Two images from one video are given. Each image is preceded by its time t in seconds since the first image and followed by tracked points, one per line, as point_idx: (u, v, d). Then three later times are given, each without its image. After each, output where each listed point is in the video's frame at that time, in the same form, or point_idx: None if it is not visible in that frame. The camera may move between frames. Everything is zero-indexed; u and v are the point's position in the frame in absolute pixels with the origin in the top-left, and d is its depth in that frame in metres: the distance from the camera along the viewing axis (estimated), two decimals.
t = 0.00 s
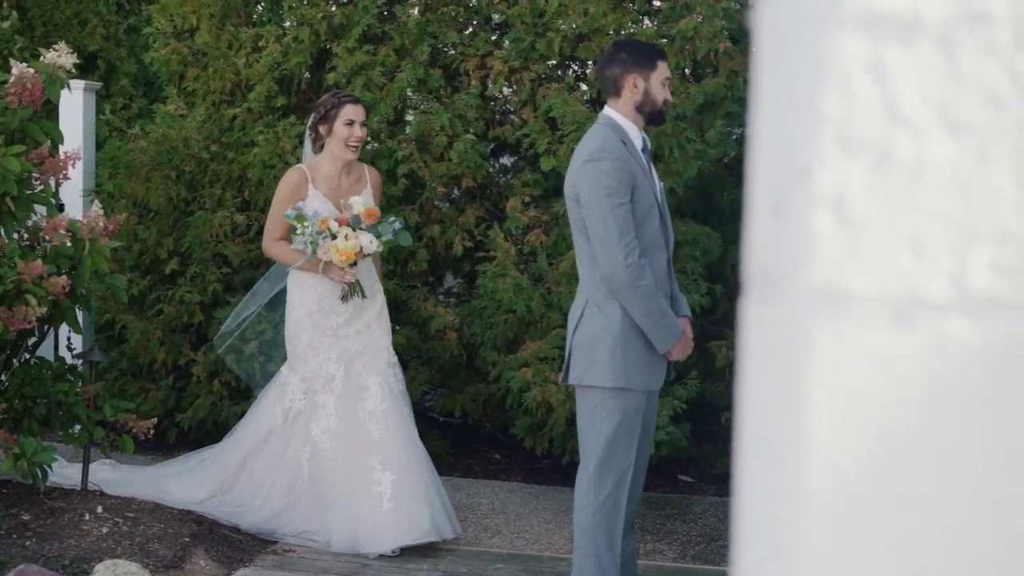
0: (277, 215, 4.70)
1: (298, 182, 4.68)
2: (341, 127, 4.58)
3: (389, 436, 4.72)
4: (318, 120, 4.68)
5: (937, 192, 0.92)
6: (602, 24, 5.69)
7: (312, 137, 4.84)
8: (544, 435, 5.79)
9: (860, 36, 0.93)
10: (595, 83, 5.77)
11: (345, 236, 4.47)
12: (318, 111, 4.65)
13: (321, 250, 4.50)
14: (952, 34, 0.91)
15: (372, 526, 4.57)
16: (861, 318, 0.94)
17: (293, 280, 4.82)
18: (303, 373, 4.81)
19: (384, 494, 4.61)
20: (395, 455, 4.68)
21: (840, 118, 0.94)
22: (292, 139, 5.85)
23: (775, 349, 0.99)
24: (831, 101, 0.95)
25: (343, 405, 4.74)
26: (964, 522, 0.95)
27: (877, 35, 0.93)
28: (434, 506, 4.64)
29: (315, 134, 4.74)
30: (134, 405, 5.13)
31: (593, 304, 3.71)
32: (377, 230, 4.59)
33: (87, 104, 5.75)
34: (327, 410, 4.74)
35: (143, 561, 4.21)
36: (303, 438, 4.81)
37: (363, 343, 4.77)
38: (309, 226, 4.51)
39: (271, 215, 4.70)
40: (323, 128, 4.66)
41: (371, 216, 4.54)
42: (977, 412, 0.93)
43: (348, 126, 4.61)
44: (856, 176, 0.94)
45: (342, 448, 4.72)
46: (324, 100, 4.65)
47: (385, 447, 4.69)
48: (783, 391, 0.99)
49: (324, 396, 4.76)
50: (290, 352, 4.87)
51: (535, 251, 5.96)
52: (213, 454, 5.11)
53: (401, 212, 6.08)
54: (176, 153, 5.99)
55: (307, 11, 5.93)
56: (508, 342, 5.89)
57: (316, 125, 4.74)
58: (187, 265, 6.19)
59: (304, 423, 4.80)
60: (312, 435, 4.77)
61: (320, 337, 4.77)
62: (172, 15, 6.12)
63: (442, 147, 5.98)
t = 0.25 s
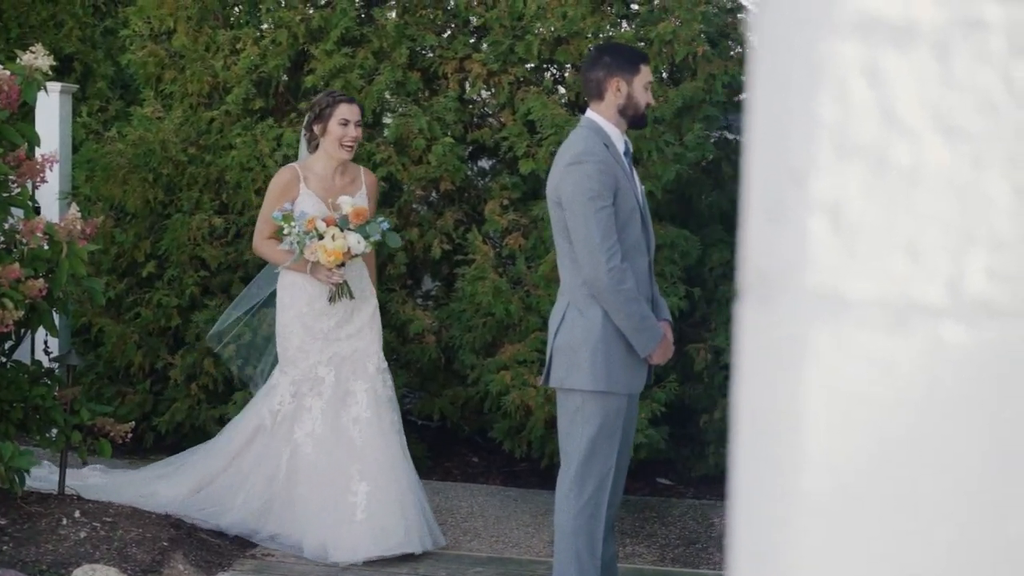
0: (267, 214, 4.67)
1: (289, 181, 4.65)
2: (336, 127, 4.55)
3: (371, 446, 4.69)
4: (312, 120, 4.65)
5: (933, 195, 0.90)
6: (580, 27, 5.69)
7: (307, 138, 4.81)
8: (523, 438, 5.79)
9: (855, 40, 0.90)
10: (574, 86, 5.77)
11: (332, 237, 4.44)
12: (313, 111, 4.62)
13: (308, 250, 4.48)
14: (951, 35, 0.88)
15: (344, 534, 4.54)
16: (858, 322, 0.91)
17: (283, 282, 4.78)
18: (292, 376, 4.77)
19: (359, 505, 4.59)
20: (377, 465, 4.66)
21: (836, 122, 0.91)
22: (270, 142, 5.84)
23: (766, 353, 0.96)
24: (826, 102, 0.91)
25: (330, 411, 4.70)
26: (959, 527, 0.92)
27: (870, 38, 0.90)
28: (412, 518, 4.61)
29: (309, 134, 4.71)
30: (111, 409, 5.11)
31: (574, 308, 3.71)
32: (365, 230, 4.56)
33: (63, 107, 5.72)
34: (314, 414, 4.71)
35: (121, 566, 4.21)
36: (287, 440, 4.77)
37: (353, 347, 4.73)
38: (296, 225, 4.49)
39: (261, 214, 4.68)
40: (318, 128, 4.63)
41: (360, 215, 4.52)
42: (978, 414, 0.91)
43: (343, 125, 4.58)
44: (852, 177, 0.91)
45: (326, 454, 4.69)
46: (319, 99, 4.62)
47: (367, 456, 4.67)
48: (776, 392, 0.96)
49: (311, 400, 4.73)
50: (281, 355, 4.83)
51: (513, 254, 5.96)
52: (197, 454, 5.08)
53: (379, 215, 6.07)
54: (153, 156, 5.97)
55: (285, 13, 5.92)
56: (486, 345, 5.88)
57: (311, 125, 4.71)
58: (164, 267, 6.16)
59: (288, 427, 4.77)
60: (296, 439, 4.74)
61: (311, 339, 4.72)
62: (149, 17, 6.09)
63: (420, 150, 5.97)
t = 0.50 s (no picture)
0: (254, 214, 4.64)
1: (278, 181, 4.62)
2: (327, 128, 4.53)
3: (356, 450, 4.69)
4: (303, 120, 4.63)
5: (928, 199, 0.85)
6: (559, 30, 5.69)
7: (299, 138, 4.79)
8: (502, 441, 5.79)
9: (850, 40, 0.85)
10: (553, 88, 5.78)
11: (315, 239, 4.40)
12: (304, 111, 4.60)
13: (293, 252, 4.45)
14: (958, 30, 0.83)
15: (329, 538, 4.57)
16: (854, 327, 0.86)
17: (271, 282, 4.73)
18: (280, 376, 4.73)
19: (343, 509, 4.61)
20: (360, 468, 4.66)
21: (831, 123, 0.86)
22: (248, 144, 5.83)
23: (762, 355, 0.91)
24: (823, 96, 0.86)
25: (314, 414, 4.68)
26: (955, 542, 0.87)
27: (863, 40, 0.84)
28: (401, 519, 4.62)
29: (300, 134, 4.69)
30: (88, 412, 5.08)
31: (555, 311, 3.73)
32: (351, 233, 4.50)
33: (39, 108, 5.69)
34: (299, 417, 4.69)
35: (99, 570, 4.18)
36: (272, 442, 4.76)
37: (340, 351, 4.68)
38: (281, 226, 4.47)
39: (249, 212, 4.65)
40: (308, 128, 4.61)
41: (345, 218, 4.46)
42: (978, 424, 0.85)
43: (335, 126, 4.57)
44: (850, 177, 0.86)
45: (310, 457, 4.67)
46: (310, 99, 4.60)
47: (351, 459, 4.68)
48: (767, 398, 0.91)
49: (296, 401, 4.70)
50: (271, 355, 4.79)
51: (492, 256, 5.95)
52: (185, 452, 5.07)
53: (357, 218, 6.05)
54: (130, 157, 5.95)
55: (263, 15, 5.90)
56: (465, 347, 5.87)
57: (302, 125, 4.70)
58: (141, 270, 6.14)
59: (273, 428, 4.76)
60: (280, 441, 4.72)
61: (299, 340, 4.69)
62: (125, 18, 6.05)
63: (399, 152, 5.96)
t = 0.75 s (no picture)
0: (239, 215, 4.62)
1: (263, 183, 4.61)
2: (313, 128, 4.52)
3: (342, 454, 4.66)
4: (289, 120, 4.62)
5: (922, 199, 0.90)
6: (536, 31, 5.68)
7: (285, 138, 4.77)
8: (479, 443, 5.78)
9: (846, 46, 0.90)
10: (531, 90, 5.78)
11: (295, 247, 4.39)
12: (290, 111, 4.58)
13: (273, 257, 4.44)
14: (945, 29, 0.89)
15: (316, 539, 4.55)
16: (848, 331, 0.91)
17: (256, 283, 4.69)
18: (267, 375, 4.68)
19: (327, 513, 4.60)
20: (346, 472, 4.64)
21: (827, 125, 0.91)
22: (224, 145, 5.81)
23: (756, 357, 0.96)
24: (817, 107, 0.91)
25: (300, 413, 4.61)
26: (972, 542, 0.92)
27: (860, 43, 0.90)
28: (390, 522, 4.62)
29: (286, 134, 4.68)
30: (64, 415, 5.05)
31: (535, 312, 3.80)
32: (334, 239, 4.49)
33: (14, 109, 5.65)
34: (284, 415, 4.61)
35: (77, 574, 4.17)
36: (256, 441, 4.69)
37: (326, 352, 4.64)
38: (263, 231, 4.46)
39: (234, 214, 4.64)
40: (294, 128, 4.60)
41: (329, 223, 4.44)
42: (979, 413, 0.91)
43: (320, 126, 4.55)
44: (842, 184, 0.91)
45: (294, 457, 4.60)
46: (296, 99, 4.58)
47: (337, 462, 4.65)
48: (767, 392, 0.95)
49: (282, 399, 4.63)
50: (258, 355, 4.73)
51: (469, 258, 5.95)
52: (175, 459, 5.05)
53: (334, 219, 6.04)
54: (106, 159, 5.93)
55: (240, 16, 5.88)
56: (443, 349, 5.86)
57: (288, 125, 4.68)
58: (116, 272, 6.11)
59: (258, 428, 4.70)
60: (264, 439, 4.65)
61: (286, 338, 4.63)
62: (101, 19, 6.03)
63: (376, 154, 5.95)
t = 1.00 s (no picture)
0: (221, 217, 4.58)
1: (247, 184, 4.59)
2: (296, 128, 4.50)
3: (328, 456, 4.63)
4: (272, 120, 4.59)
5: (912, 209, 1.07)
6: (513, 33, 5.67)
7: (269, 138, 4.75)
8: (456, 444, 5.78)
9: (839, 52, 1.07)
10: (508, 91, 5.77)
11: (278, 250, 4.34)
12: (273, 110, 4.55)
13: (255, 260, 4.38)
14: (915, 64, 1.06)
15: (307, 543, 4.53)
16: (840, 333, 1.08)
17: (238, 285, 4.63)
18: (251, 374, 4.59)
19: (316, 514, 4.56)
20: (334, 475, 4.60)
21: (824, 138, 1.08)
22: (200, 147, 5.78)
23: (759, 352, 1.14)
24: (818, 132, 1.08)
25: (288, 413, 4.53)
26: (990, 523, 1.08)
27: (853, 54, 1.07)
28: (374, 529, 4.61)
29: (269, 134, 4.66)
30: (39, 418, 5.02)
31: (514, 314, 3.84)
32: (317, 241, 4.47)
33: None
34: (271, 415, 4.53)
35: None
36: (243, 443, 4.62)
37: (310, 354, 4.58)
38: (246, 233, 4.40)
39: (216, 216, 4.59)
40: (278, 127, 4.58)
41: (312, 226, 4.41)
42: (977, 417, 1.07)
43: (304, 126, 4.53)
44: (838, 199, 1.08)
45: (282, 457, 4.52)
46: (279, 98, 4.56)
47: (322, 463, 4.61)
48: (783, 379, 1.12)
49: (270, 399, 4.54)
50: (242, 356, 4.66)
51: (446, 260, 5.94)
52: (162, 469, 5.01)
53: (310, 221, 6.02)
54: (81, 160, 5.90)
55: (215, 17, 5.84)
56: (420, 351, 5.85)
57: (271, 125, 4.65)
58: (91, 275, 6.08)
59: (244, 429, 4.62)
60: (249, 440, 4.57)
61: (270, 337, 4.56)
62: (75, 19, 5.99)
63: (353, 155, 5.94)
